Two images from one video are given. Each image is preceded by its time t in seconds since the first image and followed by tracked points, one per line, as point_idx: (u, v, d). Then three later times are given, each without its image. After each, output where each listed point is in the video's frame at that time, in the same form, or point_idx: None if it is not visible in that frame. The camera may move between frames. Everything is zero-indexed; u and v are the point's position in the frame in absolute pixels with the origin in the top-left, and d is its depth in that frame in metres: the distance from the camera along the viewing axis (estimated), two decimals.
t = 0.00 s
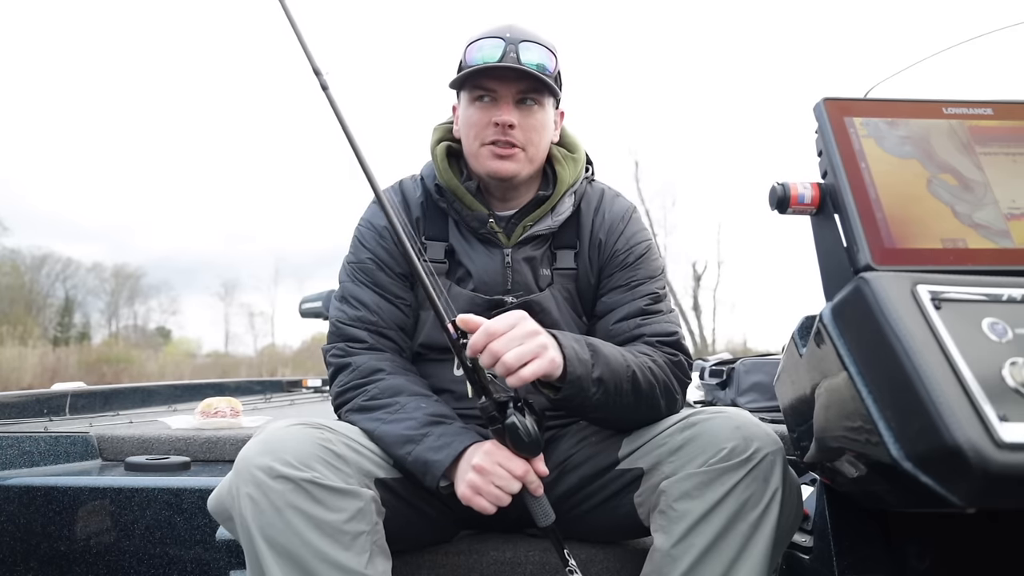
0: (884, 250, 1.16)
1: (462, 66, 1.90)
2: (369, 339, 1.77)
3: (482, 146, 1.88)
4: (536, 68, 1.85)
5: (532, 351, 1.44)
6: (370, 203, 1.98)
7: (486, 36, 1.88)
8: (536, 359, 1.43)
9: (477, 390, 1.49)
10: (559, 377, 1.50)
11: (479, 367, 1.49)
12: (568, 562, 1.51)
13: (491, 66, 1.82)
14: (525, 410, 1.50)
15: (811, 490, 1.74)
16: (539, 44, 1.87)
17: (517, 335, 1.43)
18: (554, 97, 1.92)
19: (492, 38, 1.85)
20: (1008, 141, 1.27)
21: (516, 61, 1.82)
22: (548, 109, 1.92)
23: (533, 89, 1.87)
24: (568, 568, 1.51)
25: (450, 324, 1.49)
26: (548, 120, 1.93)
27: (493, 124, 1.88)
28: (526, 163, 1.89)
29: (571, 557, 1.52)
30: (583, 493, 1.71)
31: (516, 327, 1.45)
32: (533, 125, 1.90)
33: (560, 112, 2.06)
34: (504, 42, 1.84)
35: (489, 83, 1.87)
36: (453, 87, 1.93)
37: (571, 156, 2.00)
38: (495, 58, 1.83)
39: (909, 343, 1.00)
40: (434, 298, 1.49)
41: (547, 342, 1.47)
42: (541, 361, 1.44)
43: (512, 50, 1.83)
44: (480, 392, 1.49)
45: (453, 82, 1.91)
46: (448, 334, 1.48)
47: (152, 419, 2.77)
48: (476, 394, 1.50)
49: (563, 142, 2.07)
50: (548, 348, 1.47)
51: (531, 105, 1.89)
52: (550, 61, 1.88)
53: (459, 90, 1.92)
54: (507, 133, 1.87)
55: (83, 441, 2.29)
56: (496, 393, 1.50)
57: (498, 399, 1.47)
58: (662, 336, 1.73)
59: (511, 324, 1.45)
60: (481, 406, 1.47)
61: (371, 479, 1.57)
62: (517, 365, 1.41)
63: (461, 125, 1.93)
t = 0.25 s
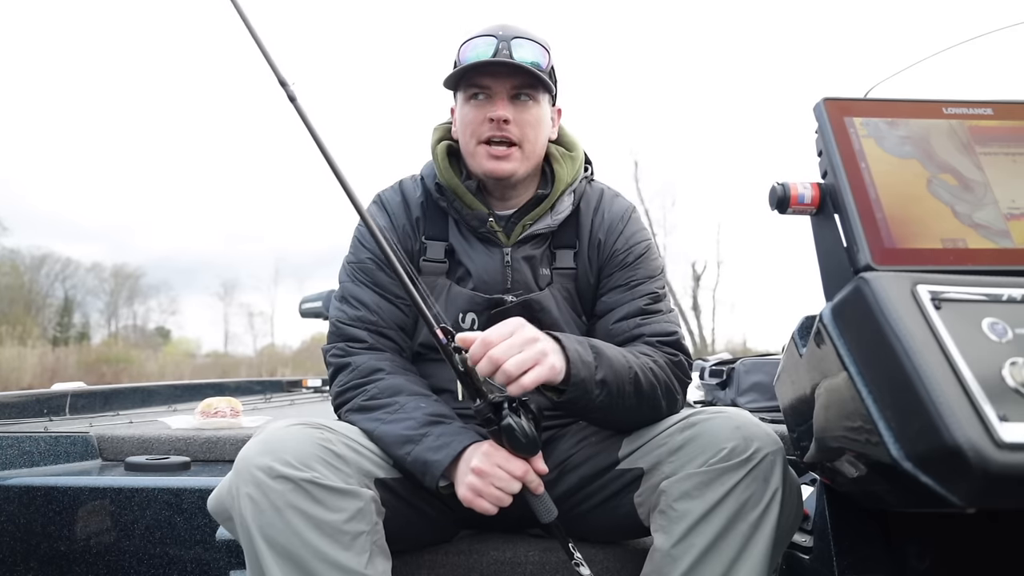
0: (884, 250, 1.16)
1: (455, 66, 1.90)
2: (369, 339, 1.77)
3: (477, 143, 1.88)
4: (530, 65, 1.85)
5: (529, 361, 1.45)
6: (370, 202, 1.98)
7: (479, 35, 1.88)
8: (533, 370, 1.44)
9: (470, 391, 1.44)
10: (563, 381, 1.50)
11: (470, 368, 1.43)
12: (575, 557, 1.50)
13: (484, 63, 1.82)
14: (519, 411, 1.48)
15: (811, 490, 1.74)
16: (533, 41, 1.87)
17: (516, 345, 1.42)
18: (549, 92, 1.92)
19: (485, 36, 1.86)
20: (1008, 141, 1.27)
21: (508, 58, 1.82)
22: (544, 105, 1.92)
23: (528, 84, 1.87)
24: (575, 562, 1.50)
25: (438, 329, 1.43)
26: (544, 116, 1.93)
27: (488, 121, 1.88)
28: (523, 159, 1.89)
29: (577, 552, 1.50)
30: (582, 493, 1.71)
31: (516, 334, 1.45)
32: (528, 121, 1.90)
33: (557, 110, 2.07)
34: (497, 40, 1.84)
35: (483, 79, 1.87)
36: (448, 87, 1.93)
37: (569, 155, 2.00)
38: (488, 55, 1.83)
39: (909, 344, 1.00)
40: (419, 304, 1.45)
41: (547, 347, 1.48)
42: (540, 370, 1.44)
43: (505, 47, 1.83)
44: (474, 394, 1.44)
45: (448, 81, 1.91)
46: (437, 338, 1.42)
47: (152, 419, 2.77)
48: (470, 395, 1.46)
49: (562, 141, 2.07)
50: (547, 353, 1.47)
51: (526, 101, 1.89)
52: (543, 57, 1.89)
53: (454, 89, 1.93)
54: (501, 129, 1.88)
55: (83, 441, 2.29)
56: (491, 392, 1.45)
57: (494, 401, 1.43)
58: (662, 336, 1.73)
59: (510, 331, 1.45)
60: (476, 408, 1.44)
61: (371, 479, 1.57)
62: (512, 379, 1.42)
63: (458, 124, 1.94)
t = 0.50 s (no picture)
0: (884, 250, 1.16)
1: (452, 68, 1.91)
2: (369, 338, 1.77)
3: (475, 145, 1.88)
4: (526, 65, 1.85)
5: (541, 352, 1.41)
6: (370, 202, 1.98)
7: (475, 36, 1.89)
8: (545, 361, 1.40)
9: (468, 393, 1.46)
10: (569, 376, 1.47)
11: (467, 370, 1.47)
12: (578, 551, 1.51)
13: (480, 65, 1.83)
14: (518, 412, 1.49)
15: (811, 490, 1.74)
16: (529, 41, 1.87)
17: (531, 333, 1.39)
18: (547, 92, 1.92)
19: (481, 38, 1.86)
20: (1008, 141, 1.27)
21: (504, 60, 1.83)
22: (541, 105, 1.92)
23: (524, 85, 1.87)
24: (577, 555, 1.52)
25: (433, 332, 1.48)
26: (542, 116, 1.92)
27: (485, 123, 1.89)
28: (521, 159, 1.89)
29: (580, 545, 1.52)
30: (582, 493, 1.71)
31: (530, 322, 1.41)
32: (525, 122, 1.90)
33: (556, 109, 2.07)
34: (492, 41, 1.84)
35: (479, 82, 1.87)
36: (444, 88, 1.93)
37: (568, 154, 2.00)
38: (484, 57, 1.83)
39: (910, 344, 1.00)
40: (410, 306, 1.47)
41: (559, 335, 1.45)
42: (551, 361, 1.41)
43: (500, 48, 1.83)
44: (471, 396, 1.46)
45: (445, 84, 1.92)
46: (432, 339, 1.47)
47: (152, 419, 2.77)
48: (467, 397, 1.48)
49: (561, 140, 2.07)
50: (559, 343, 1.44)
51: (523, 102, 1.89)
52: (540, 58, 1.89)
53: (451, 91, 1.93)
54: (499, 131, 1.88)
55: (83, 441, 2.29)
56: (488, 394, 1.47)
57: (491, 401, 1.45)
58: (661, 335, 1.73)
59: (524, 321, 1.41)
60: (474, 409, 1.45)
61: (372, 479, 1.57)
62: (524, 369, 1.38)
63: (456, 125, 1.94)
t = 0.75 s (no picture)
0: (884, 250, 1.16)
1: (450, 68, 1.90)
2: (369, 339, 1.77)
3: (472, 147, 1.88)
4: (523, 66, 1.85)
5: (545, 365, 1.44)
6: (370, 202, 1.98)
7: (472, 38, 1.88)
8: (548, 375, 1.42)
9: (472, 395, 1.46)
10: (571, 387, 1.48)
11: (472, 372, 1.46)
12: (577, 554, 1.51)
13: (477, 67, 1.83)
14: (521, 414, 1.49)
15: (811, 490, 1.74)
16: (526, 42, 1.87)
17: (532, 349, 1.41)
18: (544, 93, 1.92)
19: (478, 39, 1.86)
20: (1008, 141, 1.27)
21: (500, 61, 1.82)
22: (539, 106, 1.92)
23: (521, 87, 1.87)
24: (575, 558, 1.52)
25: (439, 335, 1.47)
26: (539, 117, 1.92)
27: (482, 125, 1.89)
28: (518, 162, 1.89)
29: (578, 548, 1.52)
30: (583, 493, 1.71)
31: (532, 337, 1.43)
32: (522, 124, 1.90)
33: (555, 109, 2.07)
34: (489, 43, 1.84)
35: (477, 84, 1.87)
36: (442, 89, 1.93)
37: (568, 155, 2.00)
38: (481, 58, 1.83)
39: (910, 344, 1.00)
40: (414, 303, 1.47)
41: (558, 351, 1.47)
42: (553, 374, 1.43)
43: (497, 50, 1.83)
44: (474, 399, 1.47)
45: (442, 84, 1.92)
46: (437, 343, 1.45)
47: (152, 419, 2.78)
48: (471, 400, 1.48)
49: (560, 140, 2.07)
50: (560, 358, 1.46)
51: (521, 103, 1.89)
52: (538, 58, 1.89)
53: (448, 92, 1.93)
54: (496, 133, 1.88)
55: (83, 441, 2.29)
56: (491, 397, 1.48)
57: (494, 403, 1.46)
58: (661, 335, 1.73)
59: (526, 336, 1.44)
60: (477, 411, 1.46)
61: (372, 479, 1.58)
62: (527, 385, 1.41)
63: (454, 127, 1.94)
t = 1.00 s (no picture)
0: (884, 250, 1.17)
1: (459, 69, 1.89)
2: (369, 339, 1.77)
3: (478, 152, 1.88)
4: (533, 72, 1.84)
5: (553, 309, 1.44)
6: (370, 202, 1.98)
7: (482, 39, 1.87)
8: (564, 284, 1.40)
9: (473, 396, 1.47)
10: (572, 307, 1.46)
11: (473, 373, 1.47)
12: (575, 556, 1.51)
13: (487, 71, 1.81)
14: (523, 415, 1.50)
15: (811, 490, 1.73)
16: (536, 47, 1.86)
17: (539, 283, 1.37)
18: (552, 98, 1.90)
19: (488, 42, 1.84)
20: (1007, 141, 1.28)
21: (511, 67, 1.81)
22: (547, 112, 1.91)
23: (530, 94, 1.86)
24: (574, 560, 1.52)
25: (442, 335, 1.50)
26: (547, 123, 1.92)
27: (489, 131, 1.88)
28: (522, 169, 1.90)
29: (577, 549, 1.52)
30: (583, 492, 1.71)
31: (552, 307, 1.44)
32: (529, 130, 1.89)
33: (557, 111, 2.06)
34: (500, 46, 1.83)
35: (486, 88, 1.85)
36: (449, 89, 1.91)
37: (570, 156, 2.00)
38: (491, 63, 1.82)
39: (910, 344, 1.00)
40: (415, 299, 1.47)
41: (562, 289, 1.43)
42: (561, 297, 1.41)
43: (508, 54, 1.82)
44: (475, 399, 1.47)
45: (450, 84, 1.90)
46: (439, 343, 1.48)
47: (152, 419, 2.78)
48: (472, 400, 1.49)
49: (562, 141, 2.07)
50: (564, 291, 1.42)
51: (529, 109, 1.88)
52: (547, 64, 1.87)
53: (456, 92, 1.91)
54: (503, 140, 1.87)
55: (83, 441, 2.29)
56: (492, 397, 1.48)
57: (496, 404, 1.46)
58: (661, 334, 1.73)
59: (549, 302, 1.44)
60: (481, 411, 1.46)
61: (372, 479, 1.58)
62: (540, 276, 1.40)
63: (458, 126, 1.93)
